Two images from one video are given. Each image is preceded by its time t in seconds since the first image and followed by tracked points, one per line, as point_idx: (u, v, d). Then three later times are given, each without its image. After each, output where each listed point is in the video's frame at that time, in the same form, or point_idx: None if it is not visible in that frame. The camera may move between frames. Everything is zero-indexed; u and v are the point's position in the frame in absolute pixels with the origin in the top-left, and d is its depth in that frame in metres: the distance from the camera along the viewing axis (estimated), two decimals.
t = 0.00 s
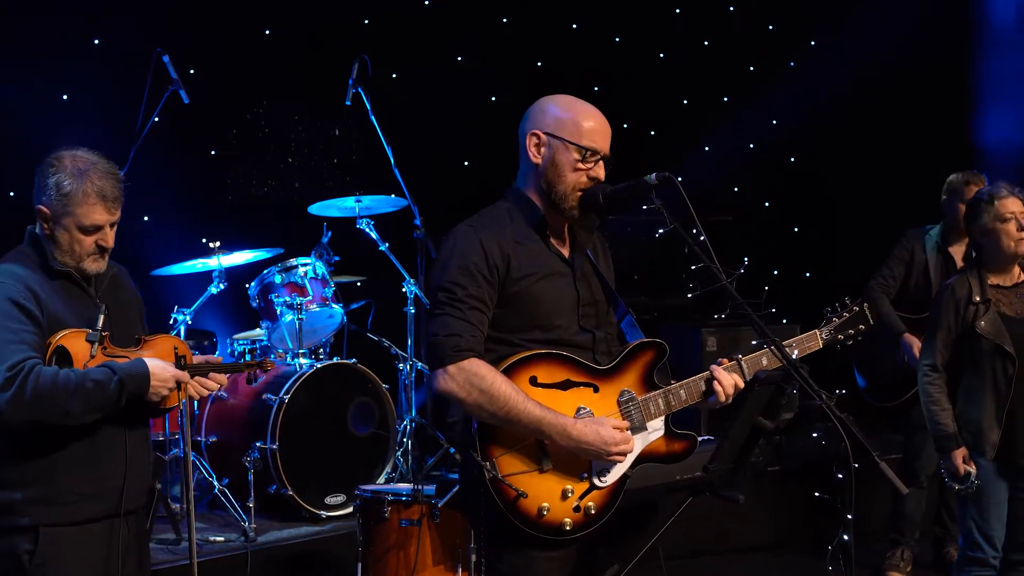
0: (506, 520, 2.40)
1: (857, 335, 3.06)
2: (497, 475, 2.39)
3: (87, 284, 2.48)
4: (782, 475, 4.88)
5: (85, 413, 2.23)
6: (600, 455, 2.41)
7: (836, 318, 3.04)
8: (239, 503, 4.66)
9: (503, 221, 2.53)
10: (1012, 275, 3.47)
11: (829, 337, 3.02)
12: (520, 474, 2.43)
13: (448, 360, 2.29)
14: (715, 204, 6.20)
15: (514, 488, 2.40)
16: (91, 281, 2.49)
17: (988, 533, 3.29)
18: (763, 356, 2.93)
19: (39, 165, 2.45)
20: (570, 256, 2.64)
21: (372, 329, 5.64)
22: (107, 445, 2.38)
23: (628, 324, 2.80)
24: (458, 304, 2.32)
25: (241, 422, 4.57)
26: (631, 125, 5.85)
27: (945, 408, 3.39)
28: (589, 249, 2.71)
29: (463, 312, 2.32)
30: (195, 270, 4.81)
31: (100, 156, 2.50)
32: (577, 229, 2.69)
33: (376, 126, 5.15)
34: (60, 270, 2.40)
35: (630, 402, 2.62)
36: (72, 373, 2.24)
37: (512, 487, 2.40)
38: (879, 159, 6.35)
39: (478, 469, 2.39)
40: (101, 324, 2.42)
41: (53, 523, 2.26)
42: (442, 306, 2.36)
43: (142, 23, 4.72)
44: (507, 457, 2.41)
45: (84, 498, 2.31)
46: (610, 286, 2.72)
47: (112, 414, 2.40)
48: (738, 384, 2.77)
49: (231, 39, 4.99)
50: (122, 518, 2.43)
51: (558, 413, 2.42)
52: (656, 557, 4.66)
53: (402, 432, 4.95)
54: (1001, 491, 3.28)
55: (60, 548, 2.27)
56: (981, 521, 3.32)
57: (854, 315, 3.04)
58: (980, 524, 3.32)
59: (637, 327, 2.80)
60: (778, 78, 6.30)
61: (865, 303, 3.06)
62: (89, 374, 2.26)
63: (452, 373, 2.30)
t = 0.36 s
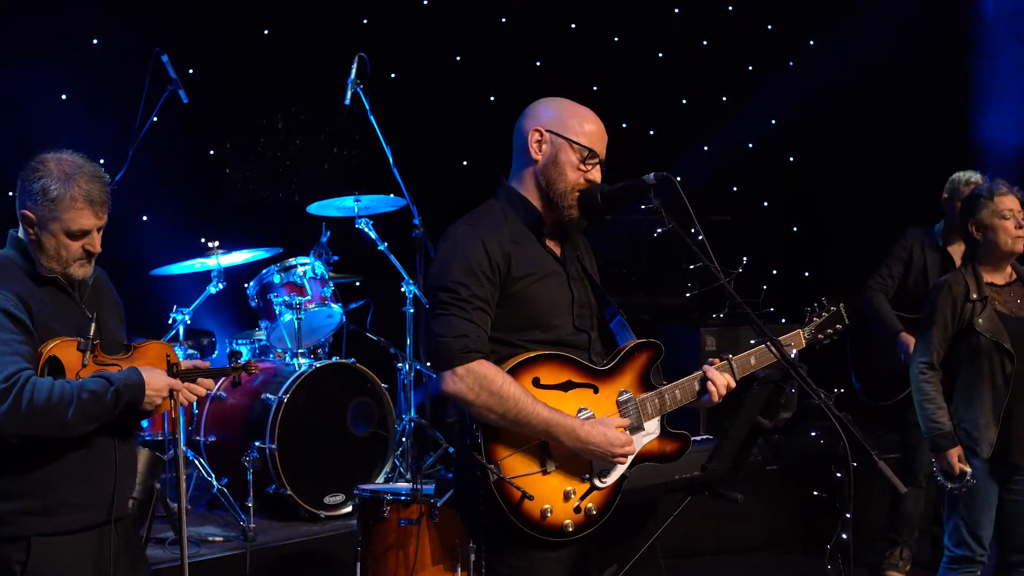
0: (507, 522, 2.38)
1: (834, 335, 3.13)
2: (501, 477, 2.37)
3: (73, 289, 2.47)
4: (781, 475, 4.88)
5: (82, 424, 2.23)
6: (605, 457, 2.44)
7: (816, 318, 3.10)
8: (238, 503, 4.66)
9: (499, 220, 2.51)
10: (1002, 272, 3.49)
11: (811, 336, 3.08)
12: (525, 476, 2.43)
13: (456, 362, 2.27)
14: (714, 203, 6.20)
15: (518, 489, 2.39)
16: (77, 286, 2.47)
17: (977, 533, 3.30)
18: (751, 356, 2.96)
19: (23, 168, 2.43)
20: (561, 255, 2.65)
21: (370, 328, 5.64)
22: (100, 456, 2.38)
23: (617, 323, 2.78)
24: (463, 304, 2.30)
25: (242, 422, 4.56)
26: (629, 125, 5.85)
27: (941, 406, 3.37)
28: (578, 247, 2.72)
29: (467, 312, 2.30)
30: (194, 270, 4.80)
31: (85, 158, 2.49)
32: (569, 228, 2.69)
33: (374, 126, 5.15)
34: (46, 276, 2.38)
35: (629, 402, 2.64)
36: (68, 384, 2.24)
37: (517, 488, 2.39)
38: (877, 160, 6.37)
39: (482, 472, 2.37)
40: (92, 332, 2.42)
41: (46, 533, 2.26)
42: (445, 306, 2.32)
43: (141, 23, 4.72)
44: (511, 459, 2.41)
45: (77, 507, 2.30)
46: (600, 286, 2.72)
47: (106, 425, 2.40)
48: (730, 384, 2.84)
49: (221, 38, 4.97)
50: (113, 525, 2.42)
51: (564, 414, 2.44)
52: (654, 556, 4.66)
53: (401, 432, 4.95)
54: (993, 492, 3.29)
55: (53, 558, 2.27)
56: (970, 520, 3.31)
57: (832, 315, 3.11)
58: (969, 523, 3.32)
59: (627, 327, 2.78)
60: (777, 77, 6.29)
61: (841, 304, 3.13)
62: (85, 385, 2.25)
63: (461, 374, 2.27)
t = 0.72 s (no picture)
0: (514, 521, 2.37)
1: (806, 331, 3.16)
2: (514, 477, 2.35)
3: (63, 294, 2.46)
4: (778, 474, 4.89)
5: (77, 433, 2.21)
6: (616, 453, 2.46)
7: (793, 314, 3.13)
8: (235, 503, 4.65)
9: (501, 219, 2.50)
10: (996, 272, 3.54)
11: (788, 333, 3.11)
12: (537, 475, 2.42)
13: (476, 364, 2.25)
14: (711, 203, 6.20)
15: (530, 488, 2.38)
16: (67, 291, 2.46)
17: (968, 534, 3.36)
18: (738, 353, 3.00)
19: (15, 170, 2.42)
20: (556, 253, 2.63)
21: (368, 328, 5.64)
22: (92, 464, 2.37)
23: (610, 324, 2.81)
24: (478, 305, 2.29)
25: (239, 422, 4.56)
26: (626, 125, 5.86)
27: (937, 407, 3.34)
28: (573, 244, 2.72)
29: (482, 313, 2.29)
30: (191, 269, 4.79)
31: (76, 161, 2.48)
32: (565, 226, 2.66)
33: (371, 125, 5.15)
34: (37, 280, 2.37)
35: (631, 401, 2.65)
36: (63, 394, 2.22)
37: (529, 488, 2.38)
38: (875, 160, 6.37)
39: (495, 473, 2.34)
40: (84, 338, 2.37)
41: (38, 535, 2.24)
42: (459, 307, 2.30)
43: (138, 23, 4.71)
44: (523, 459, 2.40)
45: (68, 511, 2.29)
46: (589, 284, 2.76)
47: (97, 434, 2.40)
48: (723, 382, 2.79)
49: (218, 38, 4.97)
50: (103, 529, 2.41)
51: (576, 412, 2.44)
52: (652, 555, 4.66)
53: (398, 432, 4.95)
54: (984, 496, 3.34)
55: (45, 561, 2.25)
56: (961, 520, 3.37)
57: (804, 312, 3.15)
58: (961, 524, 3.38)
59: (620, 326, 2.81)
60: (775, 77, 6.30)
61: (813, 301, 3.16)
62: (80, 394, 2.24)
63: (481, 376, 2.25)
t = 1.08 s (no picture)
0: (516, 521, 2.38)
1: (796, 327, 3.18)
2: (518, 479, 2.36)
3: (63, 299, 2.45)
4: (775, 474, 4.89)
5: (64, 442, 2.21)
6: (618, 455, 2.46)
7: (784, 310, 3.13)
8: (233, 504, 4.65)
9: (499, 221, 2.49)
10: (990, 272, 3.55)
11: (780, 329, 3.13)
12: (540, 477, 2.42)
13: (479, 369, 2.25)
14: (709, 203, 6.20)
15: (534, 489, 2.39)
16: (66, 295, 2.46)
17: (965, 535, 3.35)
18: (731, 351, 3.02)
19: (10, 177, 2.42)
20: (552, 254, 2.65)
21: (366, 329, 5.64)
22: (83, 473, 2.35)
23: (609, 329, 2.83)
24: (479, 310, 2.29)
25: (236, 422, 4.58)
26: (624, 125, 5.86)
27: (938, 407, 3.34)
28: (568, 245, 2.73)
29: (484, 318, 2.29)
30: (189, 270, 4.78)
31: (71, 166, 2.48)
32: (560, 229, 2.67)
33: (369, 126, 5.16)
34: (36, 285, 2.37)
35: (630, 400, 2.66)
36: (52, 403, 2.22)
37: (532, 490, 2.38)
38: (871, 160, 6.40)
39: (498, 475, 2.34)
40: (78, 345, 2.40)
41: (27, 536, 2.24)
42: (461, 312, 2.30)
43: (136, 24, 4.71)
44: (526, 461, 2.40)
45: (56, 515, 2.29)
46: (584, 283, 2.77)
47: (90, 444, 2.38)
48: (719, 379, 2.86)
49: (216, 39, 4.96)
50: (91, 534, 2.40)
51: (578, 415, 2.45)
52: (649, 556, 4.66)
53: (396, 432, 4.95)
54: (981, 496, 3.34)
55: (29, 564, 2.25)
56: (958, 520, 3.35)
57: (796, 308, 3.15)
58: (958, 525, 3.36)
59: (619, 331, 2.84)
60: (773, 77, 6.30)
61: (803, 296, 3.17)
62: (70, 403, 2.24)
63: (484, 382, 2.26)
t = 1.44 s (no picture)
0: (510, 520, 2.38)
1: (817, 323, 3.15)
2: (508, 478, 2.36)
3: (61, 302, 2.45)
4: (773, 474, 4.90)
5: (51, 446, 2.20)
6: (610, 453, 2.43)
7: (802, 307, 3.11)
8: (231, 504, 4.65)
9: (493, 222, 2.51)
10: (987, 271, 3.56)
11: (797, 327, 3.09)
12: (531, 476, 2.42)
13: (461, 368, 2.26)
14: (708, 203, 6.20)
15: (524, 488, 2.39)
16: (64, 298, 2.45)
17: (963, 534, 3.35)
18: (742, 348, 2.99)
19: (8, 180, 2.42)
20: (555, 256, 2.64)
21: (364, 328, 5.65)
22: (74, 478, 2.35)
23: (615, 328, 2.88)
24: (465, 310, 2.30)
25: (234, 421, 4.58)
26: (623, 125, 5.86)
27: (939, 407, 3.31)
28: (571, 246, 2.72)
29: (470, 318, 2.30)
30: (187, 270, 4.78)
31: (68, 167, 2.47)
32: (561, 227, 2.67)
33: (367, 125, 5.16)
34: (35, 289, 2.37)
35: (628, 399, 2.65)
36: (40, 406, 2.20)
37: (523, 488, 2.38)
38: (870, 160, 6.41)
39: (488, 474, 2.35)
40: (71, 348, 2.39)
41: (17, 537, 2.24)
42: (448, 313, 2.31)
43: (134, 23, 4.71)
44: (517, 460, 2.40)
45: (46, 518, 2.28)
46: (588, 281, 2.76)
47: (79, 449, 2.37)
48: (726, 377, 2.83)
49: (214, 38, 4.96)
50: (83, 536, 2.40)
51: (569, 414, 2.43)
52: (648, 555, 4.67)
53: (395, 432, 4.95)
54: (979, 496, 3.35)
55: (19, 565, 2.24)
56: (956, 519, 3.35)
57: (816, 304, 3.12)
58: (956, 524, 3.35)
59: (625, 330, 2.89)
60: (771, 77, 6.31)
61: (826, 293, 3.15)
62: (58, 407, 2.22)
63: (466, 381, 2.26)
